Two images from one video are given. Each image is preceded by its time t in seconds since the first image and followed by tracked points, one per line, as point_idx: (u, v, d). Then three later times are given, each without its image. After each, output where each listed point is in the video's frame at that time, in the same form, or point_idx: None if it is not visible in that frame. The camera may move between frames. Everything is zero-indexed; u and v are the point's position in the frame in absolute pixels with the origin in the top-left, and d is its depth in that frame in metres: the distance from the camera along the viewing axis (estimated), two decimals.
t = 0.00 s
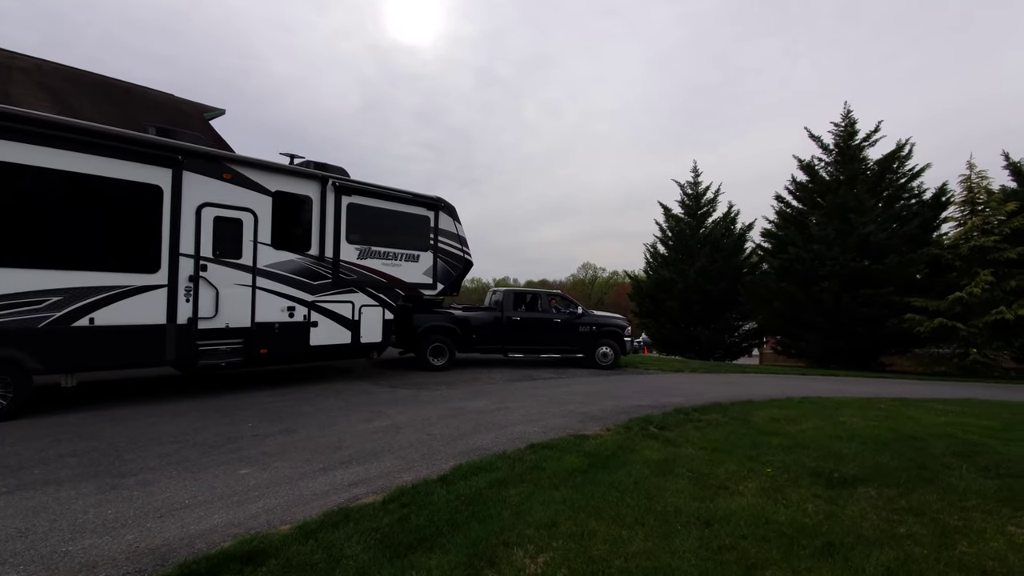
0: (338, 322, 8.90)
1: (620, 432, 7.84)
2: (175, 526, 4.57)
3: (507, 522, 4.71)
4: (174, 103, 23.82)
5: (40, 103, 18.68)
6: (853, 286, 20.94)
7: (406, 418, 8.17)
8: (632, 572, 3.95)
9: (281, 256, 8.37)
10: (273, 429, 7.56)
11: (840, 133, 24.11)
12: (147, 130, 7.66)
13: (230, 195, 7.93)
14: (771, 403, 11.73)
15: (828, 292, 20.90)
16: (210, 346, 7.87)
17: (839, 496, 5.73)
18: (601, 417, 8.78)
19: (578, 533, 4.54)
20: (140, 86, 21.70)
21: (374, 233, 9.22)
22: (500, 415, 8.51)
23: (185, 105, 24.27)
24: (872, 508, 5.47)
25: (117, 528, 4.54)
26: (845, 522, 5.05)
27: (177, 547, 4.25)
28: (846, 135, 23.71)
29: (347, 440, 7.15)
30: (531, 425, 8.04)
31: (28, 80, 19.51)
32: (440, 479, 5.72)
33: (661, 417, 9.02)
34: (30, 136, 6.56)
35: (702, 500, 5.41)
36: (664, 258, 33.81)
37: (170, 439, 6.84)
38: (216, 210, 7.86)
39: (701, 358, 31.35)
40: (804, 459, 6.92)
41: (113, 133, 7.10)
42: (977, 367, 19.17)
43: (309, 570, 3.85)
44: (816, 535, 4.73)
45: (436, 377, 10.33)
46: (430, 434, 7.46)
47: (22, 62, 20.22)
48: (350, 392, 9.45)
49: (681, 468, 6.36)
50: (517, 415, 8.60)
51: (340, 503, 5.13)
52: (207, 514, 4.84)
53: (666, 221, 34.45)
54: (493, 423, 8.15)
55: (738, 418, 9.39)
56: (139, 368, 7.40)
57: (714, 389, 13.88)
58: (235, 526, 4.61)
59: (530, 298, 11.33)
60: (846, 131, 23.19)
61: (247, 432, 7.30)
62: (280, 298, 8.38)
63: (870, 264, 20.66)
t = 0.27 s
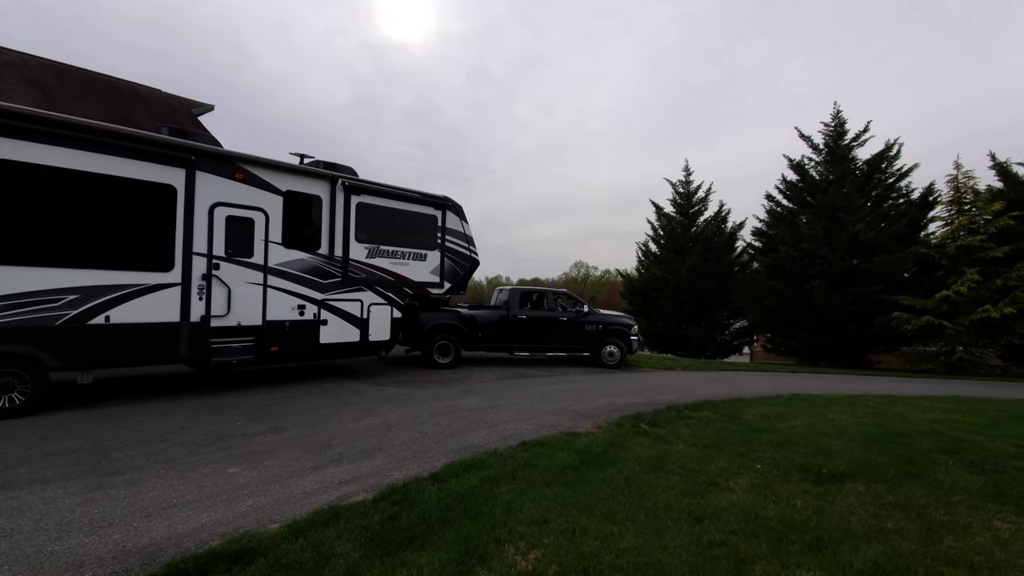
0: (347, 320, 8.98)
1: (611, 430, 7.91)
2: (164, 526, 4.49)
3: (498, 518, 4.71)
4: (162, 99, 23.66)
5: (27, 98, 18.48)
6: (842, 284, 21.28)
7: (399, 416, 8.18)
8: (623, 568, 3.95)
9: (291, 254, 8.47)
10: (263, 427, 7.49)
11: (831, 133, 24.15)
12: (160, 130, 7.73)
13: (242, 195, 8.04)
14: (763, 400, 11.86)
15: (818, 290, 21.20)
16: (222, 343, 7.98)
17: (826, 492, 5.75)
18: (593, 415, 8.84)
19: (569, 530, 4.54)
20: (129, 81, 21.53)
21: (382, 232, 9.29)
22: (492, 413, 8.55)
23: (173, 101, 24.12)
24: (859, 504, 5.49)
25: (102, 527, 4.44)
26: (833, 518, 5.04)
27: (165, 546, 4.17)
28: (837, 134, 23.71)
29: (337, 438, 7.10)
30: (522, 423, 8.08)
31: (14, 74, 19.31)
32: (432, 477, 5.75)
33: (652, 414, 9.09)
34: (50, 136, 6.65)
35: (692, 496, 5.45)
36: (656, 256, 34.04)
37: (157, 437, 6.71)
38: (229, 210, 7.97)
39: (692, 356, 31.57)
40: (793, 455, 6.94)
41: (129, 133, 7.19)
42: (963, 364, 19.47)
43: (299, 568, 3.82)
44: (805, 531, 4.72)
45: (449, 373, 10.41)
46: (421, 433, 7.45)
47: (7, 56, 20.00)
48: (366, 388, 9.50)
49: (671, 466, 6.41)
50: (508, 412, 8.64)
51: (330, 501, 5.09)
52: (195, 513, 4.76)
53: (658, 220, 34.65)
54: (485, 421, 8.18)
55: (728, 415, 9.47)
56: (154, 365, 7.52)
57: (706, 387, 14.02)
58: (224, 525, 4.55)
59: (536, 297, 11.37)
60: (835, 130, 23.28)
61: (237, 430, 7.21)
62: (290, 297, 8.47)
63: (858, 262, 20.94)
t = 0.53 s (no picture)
0: (349, 320, 9.02)
1: (596, 428, 7.92)
2: (140, 528, 4.45)
3: (482, 517, 4.70)
4: (142, 93, 23.30)
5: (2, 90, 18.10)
6: (823, 283, 21.73)
7: (383, 415, 8.17)
8: (605, 565, 3.95)
9: (294, 254, 8.50)
10: (244, 428, 7.39)
11: (812, 134, 24.50)
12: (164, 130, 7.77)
13: (246, 195, 8.06)
14: (747, 398, 11.98)
15: (799, 289, 21.62)
16: (226, 342, 8.01)
17: (807, 487, 5.74)
18: (578, 413, 8.86)
19: (554, 528, 4.53)
20: (108, 75, 21.19)
21: (384, 232, 9.32)
22: (478, 412, 8.55)
23: (154, 95, 23.77)
24: (838, 498, 5.47)
25: (77, 531, 4.39)
26: (813, 513, 5.06)
27: (141, 549, 4.13)
28: (819, 136, 24.06)
29: (320, 439, 7.05)
30: (507, 422, 8.08)
31: None
32: (416, 476, 5.73)
33: (637, 412, 9.12)
34: (58, 137, 6.71)
35: (676, 492, 5.47)
36: (643, 255, 34.39)
37: (134, 439, 6.60)
38: (232, 210, 7.99)
39: (676, 354, 31.89)
40: (774, 452, 6.93)
41: (134, 134, 7.22)
42: (938, 360, 20.08)
43: (280, 570, 3.78)
44: (785, 526, 4.74)
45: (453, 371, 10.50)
46: (406, 433, 7.42)
47: None
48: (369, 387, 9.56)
49: (655, 463, 6.41)
50: (494, 411, 8.65)
51: (311, 502, 5.06)
52: (172, 516, 4.72)
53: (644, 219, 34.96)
54: (470, 420, 8.17)
55: (713, 412, 9.50)
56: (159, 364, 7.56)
57: (693, 385, 14.16)
58: (203, 528, 4.51)
59: (536, 297, 11.33)
60: (818, 131, 23.73)
61: (218, 431, 7.13)
62: (293, 297, 8.50)
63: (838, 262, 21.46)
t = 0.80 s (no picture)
0: (350, 319, 9.06)
1: (579, 425, 7.91)
2: (112, 534, 4.36)
3: (464, 517, 4.71)
4: (116, 85, 22.76)
5: None
6: (800, 282, 22.14)
7: (364, 415, 8.12)
8: (587, 563, 3.99)
9: (295, 253, 8.52)
10: (222, 429, 7.26)
11: (791, 135, 24.90)
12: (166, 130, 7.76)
13: (247, 194, 8.06)
14: (729, 394, 12.17)
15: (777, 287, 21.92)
16: (227, 341, 8.01)
17: (784, 481, 5.80)
18: (561, 410, 8.85)
19: (535, 526, 4.56)
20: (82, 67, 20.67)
21: (384, 231, 9.34)
22: (461, 410, 8.53)
23: (128, 87, 23.23)
24: (815, 492, 5.53)
25: (48, 536, 4.30)
26: (790, 506, 5.14)
27: (114, 554, 4.07)
28: (797, 137, 24.49)
29: (298, 439, 6.96)
30: (490, 420, 8.04)
31: None
32: (397, 476, 5.69)
33: (619, 409, 9.13)
34: (62, 136, 6.69)
35: (656, 488, 5.51)
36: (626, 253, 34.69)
37: (108, 441, 6.42)
38: (234, 209, 7.99)
39: (658, 351, 32.18)
40: (753, 447, 6.97)
41: (137, 133, 7.20)
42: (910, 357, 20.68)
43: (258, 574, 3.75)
44: (762, 520, 4.83)
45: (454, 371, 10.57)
46: (388, 432, 7.36)
47: None
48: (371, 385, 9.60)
49: (637, 459, 6.44)
50: (477, 409, 8.63)
51: (290, 504, 5.01)
52: (147, 519, 4.64)
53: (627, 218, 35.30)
54: (453, 418, 8.13)
55: (694, 408, 9.53)
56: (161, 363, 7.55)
57: (677, 381, 14.31)
58: (179, 531, 4.45)
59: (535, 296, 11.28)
60: (796, 132, 23.90)
61: (195, 433, 6.99)
62: (294, 296, 8.52)
63: (814, 260, 21.89)
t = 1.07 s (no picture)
0: (358, 318, 9.16)
1: (568, 423, 7.83)
2: (95, 537, 4.19)
3: (453, 515, 4.61)
4: (94, 79, 22.30)
5: None
6: (787, 280, 21.89)
7: (352, 415, 7.92)
8: (575, 560, 3.95)
9: (304, 254, 8.61)
10: (207, 429, 7.02)
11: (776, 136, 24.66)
12: (175, 131, 7.80)
13: (258, 195, 8.14)
14: (720, 391, 12.31)
15: (765, 286, 21.73)
16: (237, 341, 8.08)
17: (770, 477, 5.79)
18: (551, 409, 8.78)
19: (524, 523, 4.50)
20: (59, 60, 20.21)
21: (391, 232, 9.42)
22: (451, 409, 8.44)
23: (107, 82, 22.77)
24: (799, 488, 5.51)
25: (27, 540, 4.13)
26: (775, 501, 5.12)
27: (98, 557, 3.92)
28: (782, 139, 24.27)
29: (285, 439, 6.77)
30: (480, 418, 7.93)
31: None
32: (385, 476, 5.53)
33: (608, 407, 9.04)
34: (81, 139, 6.73)
35: (645, 485, 5.45)
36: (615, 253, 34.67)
37: (88, 442, 6.18)
38: (244, 210, 8.06)
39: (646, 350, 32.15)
40: (739, 444, 6.94)
41: (150, 134, 7.23)
42: (893, 354, 21.03)
43: None
44: (749, 515, 4.80)
45: (462, 370, 10.68)
46: (377, 431, 7.21)
47: None
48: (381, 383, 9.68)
49: (625, 456, 6.36)
50: (466, 408, 8.53)
51: (279, 504, 4.86)
52: (131, 522, 4.47)
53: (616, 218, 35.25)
54: (443, 417, 8.02)
55: (683, 406, 9.45)
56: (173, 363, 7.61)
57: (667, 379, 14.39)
58: (164, 534, 4.29)
59: (540, 295, 11.32)
60: (781, 132, 23.50)
61: (179, 433, 6.77)
62: (302, 295, 8.61)
63: (801, 259, 21.72)
